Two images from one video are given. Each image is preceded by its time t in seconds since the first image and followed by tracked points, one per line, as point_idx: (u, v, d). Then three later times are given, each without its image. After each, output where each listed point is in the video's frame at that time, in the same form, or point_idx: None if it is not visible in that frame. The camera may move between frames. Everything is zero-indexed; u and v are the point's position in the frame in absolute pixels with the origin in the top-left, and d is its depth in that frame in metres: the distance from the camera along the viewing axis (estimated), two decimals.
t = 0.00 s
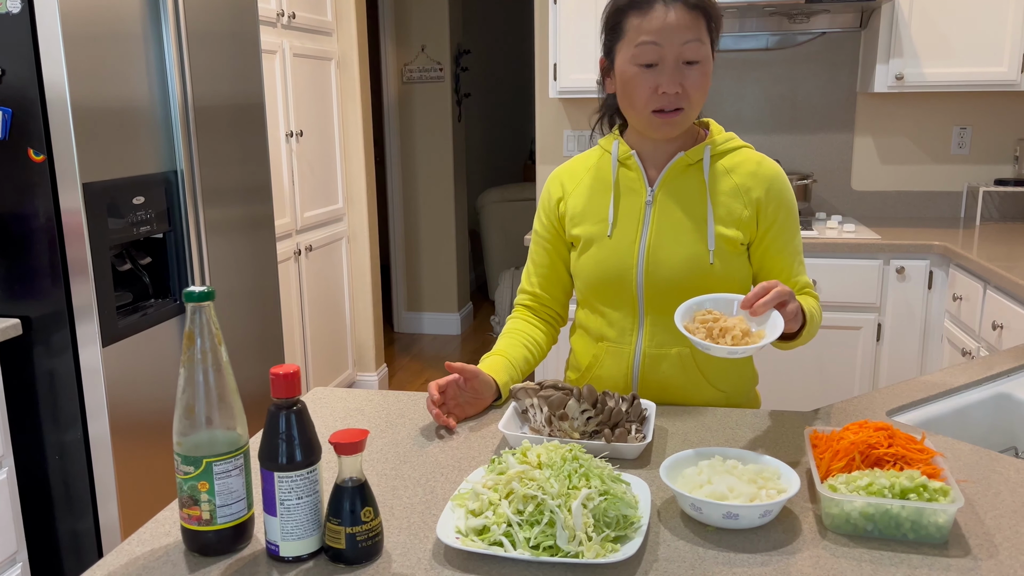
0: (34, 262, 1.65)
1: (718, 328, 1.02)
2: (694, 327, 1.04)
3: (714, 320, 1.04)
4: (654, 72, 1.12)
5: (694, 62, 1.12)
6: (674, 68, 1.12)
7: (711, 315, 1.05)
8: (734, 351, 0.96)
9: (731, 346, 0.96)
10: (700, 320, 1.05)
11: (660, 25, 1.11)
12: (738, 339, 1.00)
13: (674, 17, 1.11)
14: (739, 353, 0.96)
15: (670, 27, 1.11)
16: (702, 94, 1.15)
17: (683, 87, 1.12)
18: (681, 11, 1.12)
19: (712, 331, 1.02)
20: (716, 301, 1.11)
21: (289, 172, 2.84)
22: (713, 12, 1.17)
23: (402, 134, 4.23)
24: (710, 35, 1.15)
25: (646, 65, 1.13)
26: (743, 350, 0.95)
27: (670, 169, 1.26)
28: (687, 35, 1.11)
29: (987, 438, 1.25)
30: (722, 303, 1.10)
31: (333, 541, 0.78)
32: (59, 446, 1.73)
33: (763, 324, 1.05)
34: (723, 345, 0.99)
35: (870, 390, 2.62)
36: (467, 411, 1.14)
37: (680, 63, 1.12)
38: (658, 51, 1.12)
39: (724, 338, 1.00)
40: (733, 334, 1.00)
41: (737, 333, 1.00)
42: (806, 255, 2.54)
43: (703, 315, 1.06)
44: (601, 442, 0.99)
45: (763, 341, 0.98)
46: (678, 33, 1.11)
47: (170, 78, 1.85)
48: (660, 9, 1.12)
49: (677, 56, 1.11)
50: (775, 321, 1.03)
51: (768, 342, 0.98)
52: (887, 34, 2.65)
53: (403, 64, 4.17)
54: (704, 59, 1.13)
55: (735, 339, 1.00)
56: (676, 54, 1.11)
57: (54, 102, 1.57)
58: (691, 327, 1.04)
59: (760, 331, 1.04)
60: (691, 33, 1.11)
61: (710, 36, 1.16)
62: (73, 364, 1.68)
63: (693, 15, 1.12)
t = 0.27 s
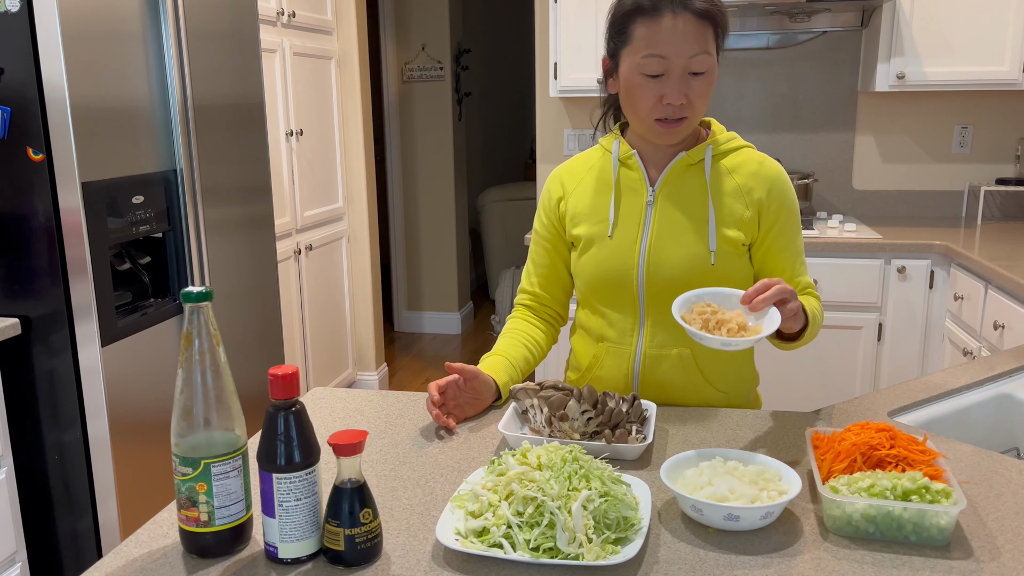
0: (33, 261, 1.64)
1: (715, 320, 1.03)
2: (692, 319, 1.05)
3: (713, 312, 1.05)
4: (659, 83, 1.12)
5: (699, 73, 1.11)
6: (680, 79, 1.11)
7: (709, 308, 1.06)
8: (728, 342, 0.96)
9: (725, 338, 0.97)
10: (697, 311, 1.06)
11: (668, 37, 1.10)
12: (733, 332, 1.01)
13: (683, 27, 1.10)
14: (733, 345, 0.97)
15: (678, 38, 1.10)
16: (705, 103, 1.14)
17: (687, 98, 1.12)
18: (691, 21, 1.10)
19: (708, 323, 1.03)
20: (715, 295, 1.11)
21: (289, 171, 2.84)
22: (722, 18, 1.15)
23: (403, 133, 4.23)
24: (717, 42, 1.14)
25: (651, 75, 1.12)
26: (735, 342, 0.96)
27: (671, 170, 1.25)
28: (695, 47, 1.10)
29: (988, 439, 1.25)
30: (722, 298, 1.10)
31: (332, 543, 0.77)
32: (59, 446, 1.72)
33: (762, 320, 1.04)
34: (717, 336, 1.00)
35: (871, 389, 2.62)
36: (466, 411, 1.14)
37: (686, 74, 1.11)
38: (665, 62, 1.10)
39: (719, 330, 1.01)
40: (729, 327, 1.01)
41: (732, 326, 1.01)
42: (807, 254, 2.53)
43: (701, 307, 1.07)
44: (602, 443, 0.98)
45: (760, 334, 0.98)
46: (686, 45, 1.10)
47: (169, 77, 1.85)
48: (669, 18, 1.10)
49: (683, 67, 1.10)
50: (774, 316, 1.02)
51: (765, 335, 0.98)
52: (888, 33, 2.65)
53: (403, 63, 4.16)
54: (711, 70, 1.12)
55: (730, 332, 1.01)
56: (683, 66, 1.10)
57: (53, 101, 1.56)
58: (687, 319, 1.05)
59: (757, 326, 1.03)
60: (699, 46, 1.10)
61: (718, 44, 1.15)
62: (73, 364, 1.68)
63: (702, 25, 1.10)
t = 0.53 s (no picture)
0: (33, 259, 1.64)
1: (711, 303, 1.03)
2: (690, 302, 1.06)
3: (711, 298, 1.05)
4: (661, 83, 1.11)
5: (702, 73, 1.11)
6: (682, 80, 1.11)
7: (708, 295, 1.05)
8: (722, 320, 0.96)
9: (720, 317, 0.97)
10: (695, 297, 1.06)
11: (670, 38, 1.09)
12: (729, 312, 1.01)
13: (685, 28, 1.09)
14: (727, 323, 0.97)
15: (680, 39, 1.09)
16: (707, 103, 1.14)
17: (689, 99, 1.11)
18: (693, 21, 1.09)
19: (704, 305, 1.03)
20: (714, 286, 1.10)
21: (290, 170, 2.84)
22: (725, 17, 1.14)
23: (404, 131, 4.22)
24: (719, 42, 1.13)
25: (653, 76, 1.12)
26: (728, 319, 0.96)
27: (673, 168, 1.25)
28: (697, 48, 1.09)
29: (991, 438, 1.24)
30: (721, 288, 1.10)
31: (333, 542, 0.77)
32: (60, 445, 1.72)
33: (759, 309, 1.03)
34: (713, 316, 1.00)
35: (873, 389, 2.61)
36: (468, 410, 1.13)
37: (688, 75, 1.11)
38: (666, 63, 1.10)
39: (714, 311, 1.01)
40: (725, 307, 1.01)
41: (727, 308, 1.01)
42: (809, 253, 2.53)
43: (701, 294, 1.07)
44: (604, 442, 0.98)
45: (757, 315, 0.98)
46: (688, 46, 1.09)
47: (170, 75, 1.85)
48: (671, 18, 1.09)
49: (686, 68, 1.10)
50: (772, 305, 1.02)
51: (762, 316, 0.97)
52: (890, 32, 2.64)
53: (404, 61, 4.16)
54: (713, 71, 1.11)
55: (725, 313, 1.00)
56: (685, 67, 1.10)
57: (53, 99, 1.56)
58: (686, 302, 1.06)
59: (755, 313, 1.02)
60: (701, 46, 1.09)
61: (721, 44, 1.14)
62: (74, 362, 1.67)
63: (705, 25, 1.10)
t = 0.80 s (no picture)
0: (34, 258, 1.64)
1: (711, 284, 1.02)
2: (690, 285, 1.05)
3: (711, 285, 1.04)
4: (661, 84, 1.11)
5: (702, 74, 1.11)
6: (682, 81, 1.10)
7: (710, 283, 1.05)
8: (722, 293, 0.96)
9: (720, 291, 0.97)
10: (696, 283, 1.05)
11: (670, 39, 1.09)
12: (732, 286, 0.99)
13: (686, 29, 1.09)
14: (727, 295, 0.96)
15: (680, 40, 1.09)
16: (708, 104, 1.14)
17: (689, 100, 1.11)
18: (693, 21, 1.09)
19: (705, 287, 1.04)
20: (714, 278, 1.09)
21: (290, 169, 2.83)
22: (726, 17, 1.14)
23: (404, 130, 4.22)
24: (720, 43, 1.13)
25: (654, 77, 1.11)
26: (730, 289, 0.96)
27: (674, 167, 1.25)
28: (697, 49, 1.09)
29: (992, 437, 1.24)
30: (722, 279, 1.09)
31: (333, 541, 0.77)
32: (60, 443, 1.72)
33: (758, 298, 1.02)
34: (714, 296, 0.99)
35: (873, 388, 2.61)
36: (468, 409, 1.13)
37: (689, 75, 1.10)
38: (667, 64, 1.10)
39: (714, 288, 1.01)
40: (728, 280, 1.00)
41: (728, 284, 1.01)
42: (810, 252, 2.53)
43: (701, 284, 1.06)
44: (604, 441, 0.98)
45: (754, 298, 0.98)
46: (688, 47, 1.09)
47: (171, 74, 1.84)
48: (671, 19, 1.09)
49: (686, 69, 1.10)
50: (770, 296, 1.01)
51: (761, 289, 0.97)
52: (892, 31, 2.64)
53: (404, 60, 4.15)
54: (714, 71, 1.11)
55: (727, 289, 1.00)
56: (685, 68, 1.10)
57: (53, 98, 1.56)
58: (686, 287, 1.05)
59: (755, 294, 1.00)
60: (701, 47, 1.09)
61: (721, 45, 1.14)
62: (74, 361, 1.68)
63: (705, 25, 1.09)
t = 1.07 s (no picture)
0: (36, 257, 1.64)
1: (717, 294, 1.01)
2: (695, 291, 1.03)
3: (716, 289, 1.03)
4: (664, 80, 1.11)
5: (704, 70, 1.10)
6: (684, 77, 1.10)
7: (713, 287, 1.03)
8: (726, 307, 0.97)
9: (724, 305, 0.97)
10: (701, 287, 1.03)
11: (673, 34, 1.09)
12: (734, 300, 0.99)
13: (689, 25, 1.09)
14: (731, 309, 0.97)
15: (683, 35, 1.09)
16: (709, 101, 1.14)
17: (690, 96, 1.11)
18: (696, 18, 1.09)
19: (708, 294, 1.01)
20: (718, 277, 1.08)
21: (292, 168, 2.83)
22: (729, 17, 1.14)
23: (405, 129, 4.22)
24: (723, 42, 1.13)
25: (656, 72, 1.11)
26: (733, 307, 0.96)
27: (677, 166, 1.25)
28: (700, 46, 1.09)
29: (995, 436, 1.24)
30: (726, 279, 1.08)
31: (337, 539, 0.77)
32: (62, 442, 1.72)
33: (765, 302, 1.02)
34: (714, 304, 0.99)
35: (875, 387, 2.61)
36: (470, 408, 1.13)
37: (691, 71, 1.10)
38: (669, 59, 1.10)
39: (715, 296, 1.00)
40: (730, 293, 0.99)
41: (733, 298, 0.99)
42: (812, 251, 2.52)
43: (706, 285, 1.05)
44: (607, 440, 0.98)
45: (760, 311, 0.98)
46: (692, 43, 1.09)
47: (172, 72, 1.84)
48: (675, 15, 1.09)
49: (688, 65, 1.10)
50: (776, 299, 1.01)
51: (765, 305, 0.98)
52: (894, 29, 2.64)
53: (405, 59, 4.15)
54: (716, 69, 1.11)
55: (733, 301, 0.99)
56: (687, 64, 1.09)
57: (55, 96, 1.56)
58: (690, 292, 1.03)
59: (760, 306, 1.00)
60: (704, 43, 1.09)
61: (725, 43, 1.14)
62: (76, 359, 1.68)
63: (708, 22, 1.10)
